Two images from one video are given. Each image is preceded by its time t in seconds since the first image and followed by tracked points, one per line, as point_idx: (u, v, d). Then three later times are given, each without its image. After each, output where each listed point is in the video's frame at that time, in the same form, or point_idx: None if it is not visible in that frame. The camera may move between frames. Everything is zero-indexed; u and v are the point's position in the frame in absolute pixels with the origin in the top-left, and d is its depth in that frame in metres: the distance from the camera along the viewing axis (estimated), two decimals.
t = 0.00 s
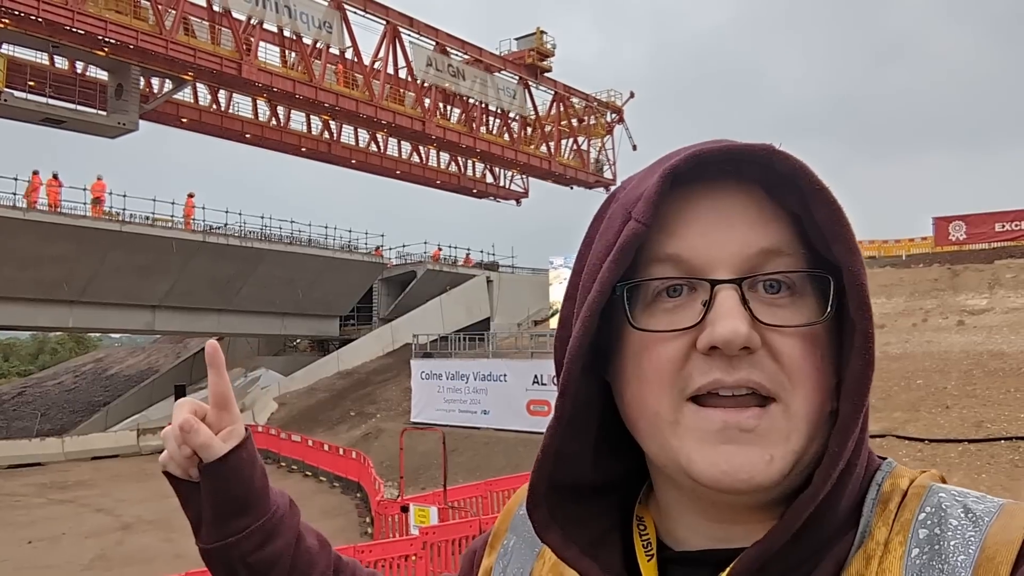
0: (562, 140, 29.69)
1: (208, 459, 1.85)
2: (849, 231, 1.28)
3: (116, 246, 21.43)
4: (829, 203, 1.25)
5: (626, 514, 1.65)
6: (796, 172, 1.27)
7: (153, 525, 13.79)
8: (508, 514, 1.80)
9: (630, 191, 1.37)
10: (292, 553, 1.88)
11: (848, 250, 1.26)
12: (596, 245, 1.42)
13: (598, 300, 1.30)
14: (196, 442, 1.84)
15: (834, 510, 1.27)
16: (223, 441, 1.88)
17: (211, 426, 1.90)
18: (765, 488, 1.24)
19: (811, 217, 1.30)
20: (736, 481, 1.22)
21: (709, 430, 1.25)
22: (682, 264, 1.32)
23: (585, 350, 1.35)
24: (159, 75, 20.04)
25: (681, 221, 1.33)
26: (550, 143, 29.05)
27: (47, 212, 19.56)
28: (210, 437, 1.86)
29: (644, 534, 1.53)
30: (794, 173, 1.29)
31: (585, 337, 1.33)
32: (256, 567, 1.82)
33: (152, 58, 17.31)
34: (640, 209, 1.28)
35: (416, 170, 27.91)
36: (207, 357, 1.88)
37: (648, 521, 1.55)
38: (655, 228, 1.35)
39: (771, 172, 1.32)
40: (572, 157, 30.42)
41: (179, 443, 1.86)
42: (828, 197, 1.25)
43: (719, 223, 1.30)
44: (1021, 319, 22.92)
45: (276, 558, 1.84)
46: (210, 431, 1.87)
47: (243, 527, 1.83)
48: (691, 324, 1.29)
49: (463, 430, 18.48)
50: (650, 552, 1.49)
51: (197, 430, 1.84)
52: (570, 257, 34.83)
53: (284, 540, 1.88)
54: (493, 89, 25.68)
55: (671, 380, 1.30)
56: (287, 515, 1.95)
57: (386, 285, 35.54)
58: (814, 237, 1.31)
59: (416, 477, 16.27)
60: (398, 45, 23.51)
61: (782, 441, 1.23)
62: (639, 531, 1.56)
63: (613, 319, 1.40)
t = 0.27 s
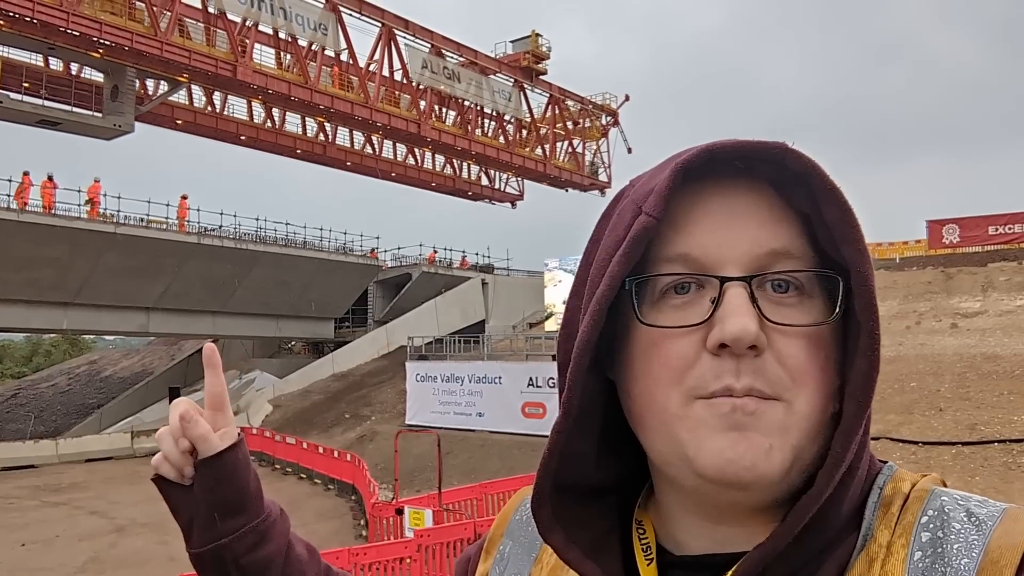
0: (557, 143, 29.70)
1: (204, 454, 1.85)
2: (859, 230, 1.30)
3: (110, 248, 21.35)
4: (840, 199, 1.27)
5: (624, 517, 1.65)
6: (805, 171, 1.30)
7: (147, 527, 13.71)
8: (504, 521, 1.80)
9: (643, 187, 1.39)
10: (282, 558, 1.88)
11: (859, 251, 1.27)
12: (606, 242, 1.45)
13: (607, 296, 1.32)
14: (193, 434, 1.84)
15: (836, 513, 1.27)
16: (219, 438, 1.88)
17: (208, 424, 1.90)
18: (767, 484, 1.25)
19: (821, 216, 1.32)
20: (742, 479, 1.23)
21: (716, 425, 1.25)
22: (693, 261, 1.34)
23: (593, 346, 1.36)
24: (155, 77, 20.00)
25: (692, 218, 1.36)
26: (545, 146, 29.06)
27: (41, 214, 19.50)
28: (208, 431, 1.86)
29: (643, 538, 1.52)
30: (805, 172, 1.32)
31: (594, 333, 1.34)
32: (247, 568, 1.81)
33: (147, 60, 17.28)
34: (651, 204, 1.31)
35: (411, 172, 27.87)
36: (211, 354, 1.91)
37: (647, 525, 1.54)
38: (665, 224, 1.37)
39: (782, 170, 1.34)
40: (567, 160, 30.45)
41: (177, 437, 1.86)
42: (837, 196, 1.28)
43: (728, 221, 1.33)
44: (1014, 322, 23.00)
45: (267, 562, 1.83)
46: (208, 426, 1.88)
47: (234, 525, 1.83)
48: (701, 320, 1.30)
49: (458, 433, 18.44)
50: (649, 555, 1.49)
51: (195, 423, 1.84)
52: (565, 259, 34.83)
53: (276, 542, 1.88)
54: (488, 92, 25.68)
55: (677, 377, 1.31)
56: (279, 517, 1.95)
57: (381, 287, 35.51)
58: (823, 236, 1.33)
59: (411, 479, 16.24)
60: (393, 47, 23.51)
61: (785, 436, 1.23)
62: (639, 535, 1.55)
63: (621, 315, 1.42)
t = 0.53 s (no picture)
0: (546, 147, 29.73)
1: (218, 522, 1.65)
2: (859, 237, 1.29)
3: (99, 251, 21.20)
4: (840, 208, 1.26)
5: (621, 527, 1.63)
6: (807, 178, 1.29)
7: (135, 531, 13.59)
8: (504, 528, 1.76)
9: (642, 194, 1.39)
10: None
11: (860, 259, 1.27)
12: (606, 248, 1.43)
13: (607, 303, 1.31)
14: (207, 502, 1.64)
15: (837, 524, 1.26)
16: (232, 501, 1.69)
17: (217, 484, 1.71)
18: (768, 493, 1.24)
19: (823, 223, 1.31)
20: (740, 488, 1.22)
21: (718, 433, 1.23)
22: (694, 269, 1.33)
23: (593, 354, 1.35)
24: (144, 79, 19.90)
25: (693, 224, 1.35)
26: (535, 149, 29.08)
27: (28, 217, 19.34)
28: (222, 497, 1.67)
29: (642, 549, 1.51)
30: (806, 180, 1.31)
31: (594, 340, 1.33)
32: None
33: (136, 62, 17.18)
34: (651, 210, 1.30)
35: (401, 175, 27.84)
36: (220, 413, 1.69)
37: (646, 535, 1.53)
38: (666, 231, 1.36)
39: (782, 177, 1.33)
40: (556, 163, 30.50)
41: (187, 504, 1.65)
42: (839, 204, 1.27)
43: (730, 228, 1.32)
44: (999, 326, 23.19)
45: None
46: (220, 490, 1.68)
47: None
48: (701, 329, 1.29)
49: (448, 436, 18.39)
50: (649, 566, 1.47)
51: (209, 490, 1.64)
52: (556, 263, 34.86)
53: None
54: (478, 95, 25.69)
55: (678, 386, 1.29)
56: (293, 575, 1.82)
57: (372, 291, 35.44)
58: (824, 243, 1.32)
59: (401, 483, 16.17)
60: (383, 50, 23.47)
61: (786, 444, 1.22)
62: (637, 545, 1.53)
63: (621, 322, 1.41)
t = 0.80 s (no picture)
0: (536, 150, 29.77)
1: None
2: (846, 235, 1.30)
3: (87, 254, 21.02)
4: (829, 207, 1.27)
5: (608, 529, 1.63)
6: (797, 177, 1.30)
7: (123, 536, 13.45)
8: (486, 538, 1.74)
9: (631, 192, 1.39)
10: None
11: (848, 257, 1.28)
12: (594, 247, 1.44)
13: (596, 300, 1.31)
14: (218, 566, 1.48)
15: (824, 522, 1.26)
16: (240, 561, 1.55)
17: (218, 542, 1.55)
18: (757, 490, 1.24)
19: (810, 221, 1.32)
20: (729, 484, 1.22)
21: (707, 431, 1.23)
22: (682, 267, 1.33)
23: (582, 353, 1.35)
24: (133, 81, 19.73)
25: (684, 221, 1.35)
26: (525, 153, 29.09)
27: (14, 219, 19.15)
28: (233, 560, 1.51)
29: (631, 550, 1.50)
30: (795, 177, 1.32)
31: (583, 339, 1.33)
32: None
33: (125, 65, 17.05)
34: (640, 207, 1.31)
35: (391, 178, 27.78)
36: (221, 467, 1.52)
37: (633, 536, 1.53)
38: (654, 229, 1.36)
39: (769, 176, 1.35)
40: (546, 167, 30.55)
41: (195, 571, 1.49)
42: (828, 201, 1.28)
43: (719, 226, 1.33)
44: (984, 329, 23.40)
45: None
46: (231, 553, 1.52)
47: None
48: (690, 326, 1.30)
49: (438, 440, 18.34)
50: (636, 568, 1.47)
51: (219, 554, 1.48)
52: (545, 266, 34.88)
53: None
54: (467, 99, 25.69)
55: (665, 385, 1.29)
56: None
57: (361, 294, 35.35)
58: (811, 242, 1.33)
59: (390, 486, 16.11)
60: (373, 53, 23.42)
61: (774, 440, 1.22)
62: (625, 547, 1.53)
63: (609, 321, 1.41)
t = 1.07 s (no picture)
0: (534, 151, 29.78)
1: (193, 490, 1.66)
2: (836, 231, 1.31)
3: (85, 254, 20.99)
4: (819, 201, 1.28)
5: (598, 523, 1.64)
6: (787, 173, 1.30)
7: (120, 536, 13.43)
8: (477, 532, 1.75)
9: (624, 187, 1.40)
10: None
11: (837, 251, 1.29)
12: (587, 241, 1.45)
13: (587, 294, 1.32)
14: (181, 465, 1.64)
15: (813, 517, 1.26)
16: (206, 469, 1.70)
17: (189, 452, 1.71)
18: (746, 482, 1.25)
19: (802, 216, 1.33)
20: (717, 477, 1.23)
21: (698, 423, 1.23)
22: (673, 261, 1.34)
23: (573, 347, 1.36)
24: (131, 82, 19.71)
25: (674, 217, 1.36)
26: (523, 154, 29.11)
27: (11, 219, 19.11)
28: (198, 462, 1.67)
29: (622, 544, 1.51)
30: (784, 174, 1.33)
31: (574, 332, 1.34)
32: None
33: (123, 65, 17.02)
34: (632, 202, 1.32)
35: (389, 179, 27.77)
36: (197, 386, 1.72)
37: (625, 529, 1.53)
38: (645, 224, 1.37)
39: (761, 171, 1.35)
40: (544, 168, 30.54)
41: (160, 471, 1.64)
42: (818, 197, 1.29)
43: (710, 221, 1.33)
44: (982, 330, 23.44)
45: None
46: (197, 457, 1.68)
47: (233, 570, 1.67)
48: (680, 320, 1.31)
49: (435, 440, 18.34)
50: (629, 563, 1.47)
51: (184, 452, 1.64)
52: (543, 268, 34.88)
53: None
54: (466, 99, 25.67)
55: (655, 378, 1.30)
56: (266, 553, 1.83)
57: (358, 295, 35.35)
58: (801, 237, 1.34)
59: (387, 487, 16.10)
60: (371, 54, 23.41)
61: (764, 432, 1.23)
62: (617, 539, 1.53)
63: (601, 315, 1.42)
